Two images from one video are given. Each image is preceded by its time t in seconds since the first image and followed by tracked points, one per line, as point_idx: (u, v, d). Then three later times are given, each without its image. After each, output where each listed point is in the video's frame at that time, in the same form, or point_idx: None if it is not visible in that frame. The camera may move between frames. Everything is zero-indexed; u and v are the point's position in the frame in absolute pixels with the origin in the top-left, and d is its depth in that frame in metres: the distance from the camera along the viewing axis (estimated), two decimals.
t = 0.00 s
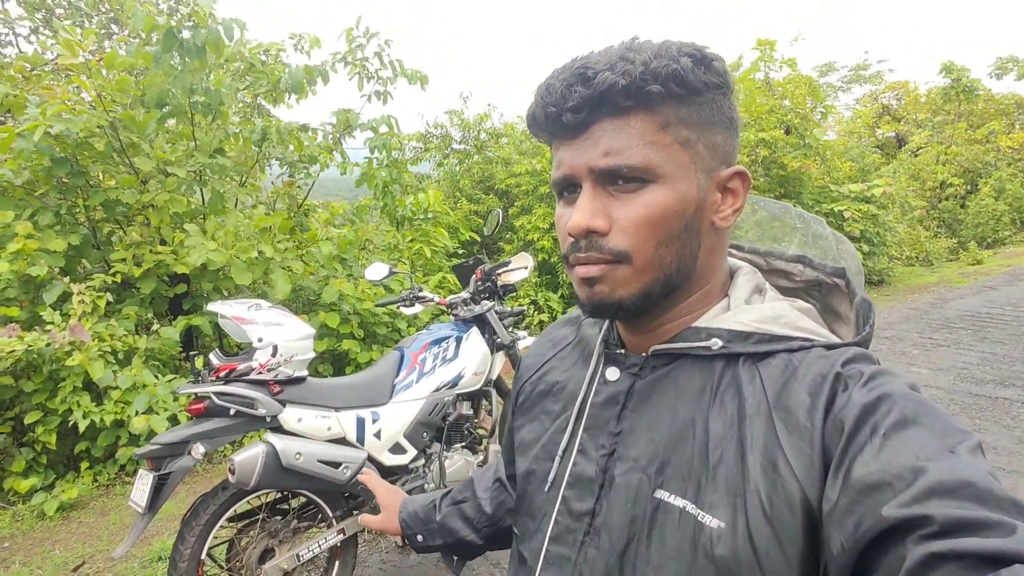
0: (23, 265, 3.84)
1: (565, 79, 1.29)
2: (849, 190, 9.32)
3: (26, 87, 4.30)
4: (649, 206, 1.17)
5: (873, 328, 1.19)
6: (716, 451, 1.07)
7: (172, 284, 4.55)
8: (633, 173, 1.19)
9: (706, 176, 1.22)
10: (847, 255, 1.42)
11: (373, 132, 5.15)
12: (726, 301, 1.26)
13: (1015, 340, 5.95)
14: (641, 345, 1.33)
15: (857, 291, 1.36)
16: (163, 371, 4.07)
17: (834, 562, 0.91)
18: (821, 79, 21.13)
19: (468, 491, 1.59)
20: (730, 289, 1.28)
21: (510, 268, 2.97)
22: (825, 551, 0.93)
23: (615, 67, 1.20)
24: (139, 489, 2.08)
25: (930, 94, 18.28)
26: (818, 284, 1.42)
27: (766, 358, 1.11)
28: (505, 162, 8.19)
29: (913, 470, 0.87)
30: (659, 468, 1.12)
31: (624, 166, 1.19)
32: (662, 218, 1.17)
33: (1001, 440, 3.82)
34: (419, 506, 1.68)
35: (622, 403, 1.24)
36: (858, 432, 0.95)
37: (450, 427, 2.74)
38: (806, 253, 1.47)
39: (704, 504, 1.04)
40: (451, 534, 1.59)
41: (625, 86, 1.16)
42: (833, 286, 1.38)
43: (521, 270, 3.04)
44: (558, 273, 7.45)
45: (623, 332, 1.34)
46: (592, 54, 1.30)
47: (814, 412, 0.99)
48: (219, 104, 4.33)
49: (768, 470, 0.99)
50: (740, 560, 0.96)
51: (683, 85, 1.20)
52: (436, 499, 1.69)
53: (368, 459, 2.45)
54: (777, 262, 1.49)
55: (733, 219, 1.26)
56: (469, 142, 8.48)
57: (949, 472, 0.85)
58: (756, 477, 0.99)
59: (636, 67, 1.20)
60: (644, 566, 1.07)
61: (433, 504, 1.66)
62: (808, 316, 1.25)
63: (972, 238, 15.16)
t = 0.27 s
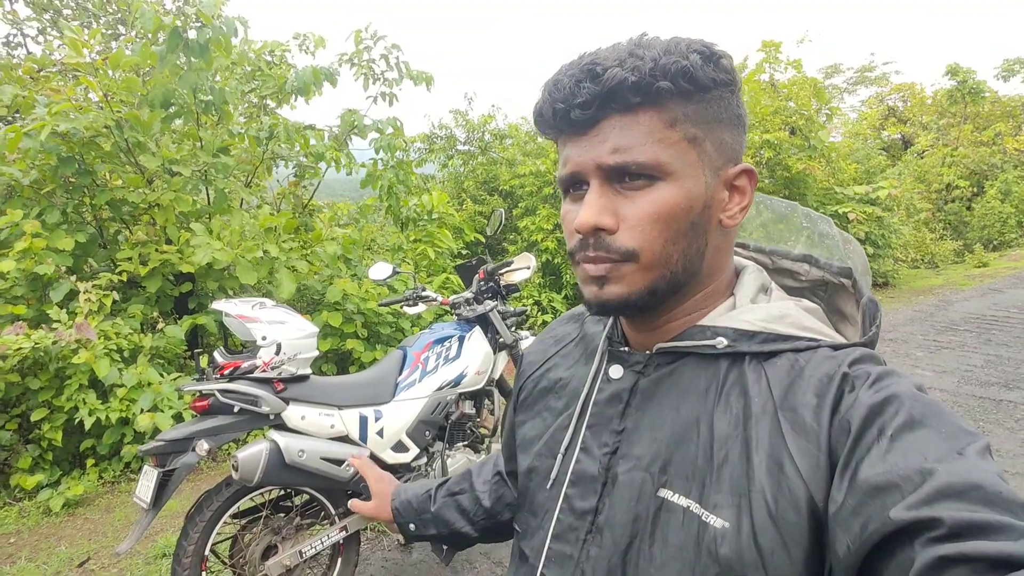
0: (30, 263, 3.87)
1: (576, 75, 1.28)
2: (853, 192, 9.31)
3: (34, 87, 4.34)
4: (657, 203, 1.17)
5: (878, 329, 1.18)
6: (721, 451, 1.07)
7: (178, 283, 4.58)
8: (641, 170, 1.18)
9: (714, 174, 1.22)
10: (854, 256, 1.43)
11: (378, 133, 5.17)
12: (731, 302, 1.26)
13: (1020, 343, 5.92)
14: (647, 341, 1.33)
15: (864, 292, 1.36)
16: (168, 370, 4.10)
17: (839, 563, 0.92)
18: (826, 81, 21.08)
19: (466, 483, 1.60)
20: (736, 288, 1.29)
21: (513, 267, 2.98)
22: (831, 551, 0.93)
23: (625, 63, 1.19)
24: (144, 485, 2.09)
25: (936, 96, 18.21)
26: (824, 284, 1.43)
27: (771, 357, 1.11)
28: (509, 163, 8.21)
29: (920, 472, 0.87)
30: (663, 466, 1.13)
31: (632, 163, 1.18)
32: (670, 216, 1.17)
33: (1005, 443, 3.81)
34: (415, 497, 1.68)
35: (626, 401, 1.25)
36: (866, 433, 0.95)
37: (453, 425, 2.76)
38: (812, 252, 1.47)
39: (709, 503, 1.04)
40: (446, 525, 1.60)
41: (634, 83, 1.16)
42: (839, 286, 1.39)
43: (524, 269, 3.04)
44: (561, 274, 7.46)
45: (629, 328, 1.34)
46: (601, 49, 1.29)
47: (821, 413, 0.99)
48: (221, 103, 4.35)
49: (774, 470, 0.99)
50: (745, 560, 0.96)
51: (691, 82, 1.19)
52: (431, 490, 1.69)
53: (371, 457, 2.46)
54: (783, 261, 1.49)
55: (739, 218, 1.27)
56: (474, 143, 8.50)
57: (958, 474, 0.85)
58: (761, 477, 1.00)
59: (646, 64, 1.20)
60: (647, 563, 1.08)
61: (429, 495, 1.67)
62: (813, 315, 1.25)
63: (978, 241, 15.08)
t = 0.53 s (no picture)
0: (38, 262, 3.91)
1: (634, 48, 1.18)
2: (858, 193, 9.29)
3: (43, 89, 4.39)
4: (716, 192, 1.13)
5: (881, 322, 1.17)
6: (724, 446, 1.05)
7: (183, 283, 4.62)
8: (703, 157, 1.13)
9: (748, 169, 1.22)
10: (854, 251, 1.43)
11: (383, 134, 5.20)
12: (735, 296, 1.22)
13: None
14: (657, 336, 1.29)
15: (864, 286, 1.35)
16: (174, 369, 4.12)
17: (843, 558, 0.90)
18: (831, 83, 21.06)
19: (468, 484, 1.61)
20: (739, 283, 1.26)
21: (516, 267, 3.01)
22: (835, 546, 0.91)
23: (696, 46, 1.13)
24: (151, 481, 2.11)
25: (942, 98, 18.17)
26: (824, 279, 1.41)
27: (775, 351, 1.09)
28: (514, 163, 8.23)
29: (925, 466, 0.86)
30: (665, 463, 1.10)
31: (697, 149, 1.13)
32: (726, 206, 1.14)
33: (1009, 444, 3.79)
34: (416, 498, 1.69)
35: (628, 398, 1.22)
36: (871, 426, 0.93)
37: (456, 424, 2.78)
38: (812, 248, 1.47)
39: (712, 499, 1.02)
40: (449, 527, 1.61)
41: (711, 68, 1.10)
42: (840, 281, 1.37)
43: (527, 269, 3.07)
44: (565, 275, 7.47)
45: (642, 320, 1.29)
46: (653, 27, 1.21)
47: (826, 406, 0.97)
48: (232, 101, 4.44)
49: (778, 465, 0.97)
50: (749, 556, 0.94)
51: (743, 78, 1.19)
52: (434, 492, 1.70)
53: (374, 455, 2.48)
54: (782, 258, 1.48)
55: (753, 216, 1.29)
56: (478, 145, 8.53)
57: (964, 468, 0.83)
58: (765, 472, 0.97)
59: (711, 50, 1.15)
60: (650, 561, 1.06)
61: (431, 497, 1.67)
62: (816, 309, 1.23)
63: (984, 243, 15.02)
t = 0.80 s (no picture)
0: (48, 262, 3.97)
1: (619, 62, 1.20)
2: (863, 194, 9.27)
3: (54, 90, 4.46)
4: (697, 206, 1.14)
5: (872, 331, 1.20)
6: (715, 454, 1.07)
7: (191, 282, 4.67)
8: (684, 171, 1.14)
9: (738, 182, 1.22)
10: (845, 261, 1.47)
11: (389, 136, 5.26)
12: (726, 303, 1.25)
13: None
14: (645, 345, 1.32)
15: (855, 295, 1.37)
16: (181, 367, 4.17)
17: (832, 567, 0.92)
18: (838, 83, 20.98)
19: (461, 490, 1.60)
20: (731, 291, 1.28)
21: (519, 268, 3.04)
22: (824, 555, 0.93)
23: (679, 62, 1.14)
24: (158, 478, 2.15)
25: (949, 98, 18.09)
26: (815, 288, 1.43)
27: (765, 360, 1.11)
28: (518, 164, 8.26)
29: (914, 475, 0.87)
30: (656, 471, 1.12)
31: (676, 164, 1.14)
32: (708, 222, 1.15)
33: (1012, 446, 3.79)
34: (410, 503, 1.69)
35: (620, 406, 1.23)
36: (860, 436, 0.95)
37: (458, 423, 2.79)
38: (804, 257, 1.49)
39: (702, 507, 1.04)
40: (443, 532, 1.61)
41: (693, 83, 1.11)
42: (832, 289, 1.39)
43: (529, 270, 3.10)
44: (569, 275, 7.49)
45: (631, 329, 1.31)
46: (642, 43, 1.23)
47: (815, 417, 0.99)
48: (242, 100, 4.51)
49: (768, 474, 0.99)
50: (738, 564, 0.96)
51: (732, 90, 1.19)
52: (427, 497, 1.69)
53: (378, 453, 2.50)
54: (774, 266, 1.50)
55: (747, 227, 1.29)
56: (483, 145, 8.56)
57: (952, 478, 0.85)
58: (756, 480, 0.99)
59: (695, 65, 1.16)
60: (640, 568, 1.08)
61: (424, 502, 1.67)
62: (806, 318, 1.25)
63: (990, 244, 14.95)
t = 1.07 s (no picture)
0: (60, 258, 4.03)
1: (605, 60, 1.24)
2: (867, 194, 9.29)
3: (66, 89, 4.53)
4: (694, 190, 1.16)
5: (878, 328, 1.20)
6: (720, 452, 1.06)
7: (199, 279, 4.73)
8: (679, 157, 1.17)
9: (733, 168, 1.25)
10: (850, 257, 1.43)
11: (396, 135, 5.31)
12: (731, 299, 1.26)
13: None
14: (649, 341, 1.31)
15: (861, 292, 1.34)
16: (190, 362, 4.23)
17: (838, 565, 0.90)
18: (843, 82, 20.95)
19: (464, 486, 1.62)
20: (735, 287, 1.28)
21: (525, 264, 3.08)
22: (829, 553, 0.92)
23: (662, 52, 1.18)
24: (172, 468, 2.19)
25: (955, 97, 18.03)
26: (818, 284, 1.41)
27: (770, 358, 1.09)
28: (523, 163, 8.31)
29: (920, 473, 0.86)
30: (660, 468, 1.11)
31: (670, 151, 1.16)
32: (706, 205, 1.17)
33: (1014, 444, 3.82)
34: (415, 500, 1.70)
35: (623, 403, 1.21)
36: (865, 434, 0.93)
37: (464, 417, 2.85)
38: (808, 254, 1.47)
39: (706, 505, 1.03)
40: (446, 528, 1.62)
41: (679, 71, 1.14)
42: (836, 286, 1.37)
43: (534, 266, 3.14)
44: (573, 273, 7.53)
45: (635, 325, 1.30)
46: (625, 40, 1.27)
47: (820, 414, 0.98)
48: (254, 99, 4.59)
49: (773, 470, 0.98)
50: (742, 562, 0.95)
51: (719, 77, 1.23)
52: (431, 493, 1.71)
53: (386, 445, 2.56)
54: (778, 262, 1.48)
55: (748, 214, 1.31)
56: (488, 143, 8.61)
57: (959, 475, 0.83)
58: (760, 478, 0.98)
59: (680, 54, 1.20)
60: (644, 566, 1.07)
61: (428, 498, 1.69)
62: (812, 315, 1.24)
63: (995, 243, 14.93)
